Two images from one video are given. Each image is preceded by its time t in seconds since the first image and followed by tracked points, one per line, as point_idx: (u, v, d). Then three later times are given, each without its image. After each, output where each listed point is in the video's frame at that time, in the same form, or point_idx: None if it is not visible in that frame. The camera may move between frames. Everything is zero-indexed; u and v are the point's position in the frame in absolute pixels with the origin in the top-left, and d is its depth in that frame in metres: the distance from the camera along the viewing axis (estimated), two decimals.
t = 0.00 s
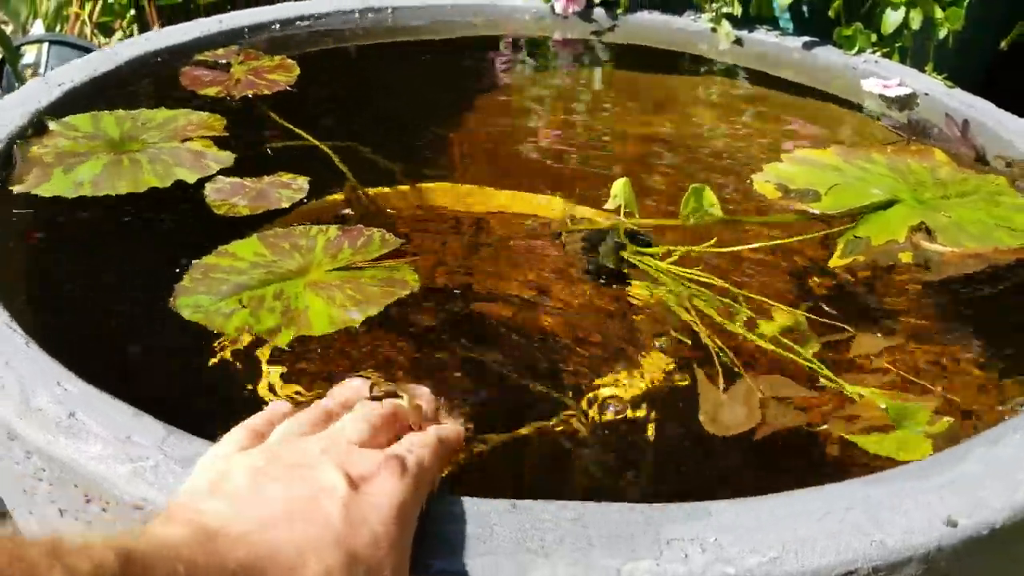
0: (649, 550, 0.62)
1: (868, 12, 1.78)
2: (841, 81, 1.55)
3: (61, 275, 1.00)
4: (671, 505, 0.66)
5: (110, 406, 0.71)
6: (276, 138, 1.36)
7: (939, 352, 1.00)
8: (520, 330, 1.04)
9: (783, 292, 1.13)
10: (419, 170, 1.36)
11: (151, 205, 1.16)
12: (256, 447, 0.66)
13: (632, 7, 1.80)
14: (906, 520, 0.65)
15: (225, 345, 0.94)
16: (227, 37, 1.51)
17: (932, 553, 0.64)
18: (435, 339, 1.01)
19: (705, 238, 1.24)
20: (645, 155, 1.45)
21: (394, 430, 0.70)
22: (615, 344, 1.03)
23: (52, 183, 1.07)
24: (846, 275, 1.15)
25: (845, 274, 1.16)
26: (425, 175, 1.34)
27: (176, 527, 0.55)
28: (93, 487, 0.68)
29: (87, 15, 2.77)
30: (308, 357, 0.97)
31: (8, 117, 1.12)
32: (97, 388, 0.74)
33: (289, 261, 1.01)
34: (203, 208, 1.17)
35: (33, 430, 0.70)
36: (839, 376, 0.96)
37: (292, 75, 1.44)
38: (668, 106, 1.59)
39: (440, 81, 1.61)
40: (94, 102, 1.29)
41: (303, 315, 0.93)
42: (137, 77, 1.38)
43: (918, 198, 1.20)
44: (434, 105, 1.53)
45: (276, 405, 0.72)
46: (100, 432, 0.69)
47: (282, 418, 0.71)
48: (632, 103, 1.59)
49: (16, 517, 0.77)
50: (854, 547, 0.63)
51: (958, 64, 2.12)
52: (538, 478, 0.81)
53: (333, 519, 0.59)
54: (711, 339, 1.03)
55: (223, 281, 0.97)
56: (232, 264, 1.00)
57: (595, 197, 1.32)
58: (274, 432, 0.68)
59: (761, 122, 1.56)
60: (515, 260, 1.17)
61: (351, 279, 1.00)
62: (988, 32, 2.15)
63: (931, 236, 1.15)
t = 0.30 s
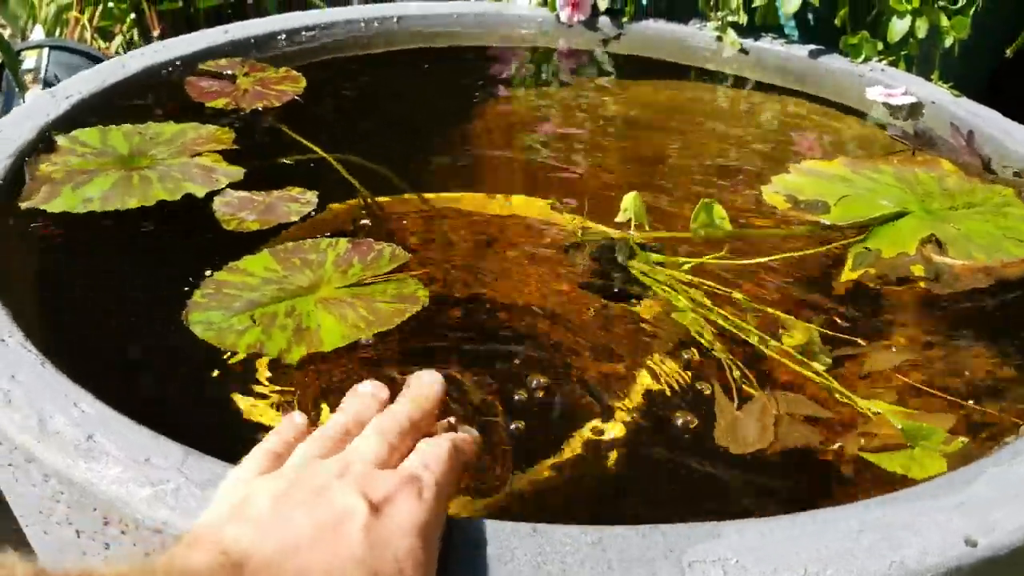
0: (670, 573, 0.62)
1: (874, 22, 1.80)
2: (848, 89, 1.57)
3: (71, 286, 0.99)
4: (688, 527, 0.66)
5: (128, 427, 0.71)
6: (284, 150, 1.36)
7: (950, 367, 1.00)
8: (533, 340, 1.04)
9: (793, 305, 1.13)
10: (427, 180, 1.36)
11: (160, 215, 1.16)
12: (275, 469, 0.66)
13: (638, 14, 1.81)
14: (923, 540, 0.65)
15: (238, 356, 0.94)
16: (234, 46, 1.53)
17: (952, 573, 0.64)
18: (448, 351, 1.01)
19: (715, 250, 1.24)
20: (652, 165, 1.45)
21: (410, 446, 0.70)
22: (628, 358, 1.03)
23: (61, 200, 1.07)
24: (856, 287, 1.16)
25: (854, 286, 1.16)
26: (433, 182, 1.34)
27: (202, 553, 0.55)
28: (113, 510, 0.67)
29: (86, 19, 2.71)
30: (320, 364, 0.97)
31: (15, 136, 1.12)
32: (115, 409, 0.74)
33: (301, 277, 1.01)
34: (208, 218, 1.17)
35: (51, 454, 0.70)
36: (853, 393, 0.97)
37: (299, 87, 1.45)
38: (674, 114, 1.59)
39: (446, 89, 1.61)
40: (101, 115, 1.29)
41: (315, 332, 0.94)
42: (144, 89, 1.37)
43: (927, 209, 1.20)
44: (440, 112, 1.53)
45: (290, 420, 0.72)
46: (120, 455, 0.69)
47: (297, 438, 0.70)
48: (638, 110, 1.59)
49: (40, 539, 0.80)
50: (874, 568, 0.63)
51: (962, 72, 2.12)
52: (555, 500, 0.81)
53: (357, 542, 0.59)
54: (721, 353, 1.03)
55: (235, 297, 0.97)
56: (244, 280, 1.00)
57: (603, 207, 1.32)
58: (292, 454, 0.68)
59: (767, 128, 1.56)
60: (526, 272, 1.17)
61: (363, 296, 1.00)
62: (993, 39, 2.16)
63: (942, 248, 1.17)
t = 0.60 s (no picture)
0: None
1: (870, 30, 1.81)
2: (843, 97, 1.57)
3: (65, 306, 0.99)
4: (680, 553, 0.65)
5: (122, 454, 0.71)
6: (279, 164, 1.36)
7: (946, 382, 1.00)
8: (527, 359, 1.04)
9: (789, 321, 1.13)
10: (422, 191, 1.35)
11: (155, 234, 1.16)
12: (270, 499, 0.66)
13: (634, 22, 1.81)
14: (919, 563, 0.64)
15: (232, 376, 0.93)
16: (229, 59, 1.52)
17: None
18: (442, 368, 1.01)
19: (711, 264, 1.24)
20: (648, 174, 1.45)
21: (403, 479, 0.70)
22: (624, 374, 1.03)
23: (56, 219, 1.07)
24: (851, 302, 1.16)
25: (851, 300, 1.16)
26: (428, 195, 1.34)
27: None
28: (106, 539, 0.67)
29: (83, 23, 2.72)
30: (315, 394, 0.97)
31: (8, 153, 1.12)
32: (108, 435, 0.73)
33: (295, 296, 1.01)
34: (205, 236, 1.17)
35: (44, 481, 0.69)
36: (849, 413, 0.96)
37: (293, 99, 1.45)
38: (670, 123, 1.59)
39: (441, 100, 1.60)
40: (96, 130, 1.29)
41: (308, 352, 0.93)
42: (139, 104, 1.37)
43: (923, 219, 1.20)
44: (435, 123, 1.53)
45: (283, 452, 0.72)
46: (112, 482, 0.68)
47: (293, 467, 0.70)
48: (634, 120, 1.59)
49: (36, 564, 0.80)
50: None
51: (959, 78, 2.12)
52: (551, 525, 0.81)
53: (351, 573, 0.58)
54: (718, 373, 1.03)
55: (229, 318, 0.97)
56: (237, 299, 1.00)
57: (599, 220, 1.32)
58: (287, 484, 0.67)
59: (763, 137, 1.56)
60: (522, 288, 1.17)
61: (357, 316, 1.00)
62: (990, 44, 2.16)
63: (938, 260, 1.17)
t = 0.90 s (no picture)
0: None
1: (866, 28, 1.81)
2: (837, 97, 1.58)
3: (62, 308, 0.99)
4: (675, 550, 0.66)
5: (120, 456, 0.71)
6: (276, 165, 1.36)
7: (939, 383, 1.01)
8: (524, 354, 1.04)
9: (783, 319, 1.13)
10: (418, 192, 1.36)
11: (152, 235, 1.16)
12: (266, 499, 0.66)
13: (630, 21, 1.81)
14: (912, 560, 0.64)
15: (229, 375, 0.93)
16: (228, 60, 1.53)
17: None
18: (438, 364, 1.01)
19: (705, 262, 1.25)
20: (644, 174, 1.45)
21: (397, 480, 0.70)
22: (620, 372, 1.04)
23: (53, 222, 1.07)
24: (846, 301, 1.16)
25: (844, 298, 1.17)
26: (425, 197, 1.34)
27: None
28: (105, 540, 0.68)
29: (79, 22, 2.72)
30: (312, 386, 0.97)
31: (6, 156, 1.12)
32: (106, 437, 0.74)
33: (292, 298, 1.02)
34: (202, 238, 1.17)
35: (42, 483, 0.70)
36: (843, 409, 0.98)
37: (289, 103, 1.45)
38: (666, 122, 1.59)
39: (438, 100, 1.61)
40: (92, 131, 1.30)
41: (305, 352, 0.94)
42: (136, 106, 1.38)
43: (917, 218, 1.21)
44: (431, 123, 1.54)
45: (278, 452, 0.72)
46: (110, 484, 0.69)
47: (287, 468, 0.71)
48: (630, 120, 1.60)
49: (36, 564, 0.81)
50: None
51: (955, 75, 2.12)
52: (547, 525, 0.81)
53: (349, 568, 0.59)
54: (714, 371, 1.04)
55: (226, 320, 0.97)
56: (236, 301, 1.00)
57: (595, 218, 1.32)
58: (282, 484, 0.68)
59: (757, 135, 1.56)
60: (517, 286, 1.17)
61: (354, 318, 1.01)
62: (984, 44, 2.17)
63: (932, 258, 1.18)
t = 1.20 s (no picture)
0: None
1: (862, 24, 1.81)
2: (831, 94, 1.59)
3: (61, 312, 0.99)
4: (676, 547, 0.66)
5: (120, 458, 0.71)
6: (273, 167, 1.36)
7: (936, 377, 1.01)
8: (523, 354, 1.05)
9: (781, 316, 1.13)
10: (416, 191, 1.36)
11: (151, 237, 1.16)
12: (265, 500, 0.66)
13: (626, 19, 1.82)
14: (909, 554, 0.65)
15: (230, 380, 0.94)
16: (226, 60, 1.53)
17: None
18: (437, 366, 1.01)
19: (703, 259, 1.25)
20: (641, 171, 1.45)
21: (396, 480, 0.71)
22: (618, 370, 1.04)
23: (51, 224, 1.08)
24: (844, 296, 1.16)
25: (841, 293, 1.17)
26: (422, 197, 1.35)
27: None
28: (106, 542, 0.68)
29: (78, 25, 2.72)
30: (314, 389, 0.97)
31: (3, 160, 1.12)
32: (106, 439, 0.74)
33: (290, 299, 1.02)
34: (200, 240, 1.17)
35: (43, 486, 0.70)
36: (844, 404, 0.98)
37: (286, 104, 1.45)
38: (663, 119, 1.60)
39: (435, 99, 1.61)
40: (90, 134, 1.30)
41: (303, 353, 0.94)
42: (133, 108, 1.38)
43: (914, 212, 1.21)
44: (428, 122, 1.54)
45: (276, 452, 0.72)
46: (110, 486, 0.69)
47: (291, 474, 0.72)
48: (626, 118, 1.60)
49: (36, 566, 0.81)
50: None
51: (951, 71, 2.13)
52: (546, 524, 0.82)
53: (348, 568, 0.59)
54: (714, 369, 1.04)
55: (224, 321, 0.98)
56: (234, 303, 1.01)
57: (593, 217, 1.33)
58: (281, 485, 0.68)
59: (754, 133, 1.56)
60: (516, 285, 1.17)
61: (352, 317, 1.01)
62: (979, 39, 2.17)
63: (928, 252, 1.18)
